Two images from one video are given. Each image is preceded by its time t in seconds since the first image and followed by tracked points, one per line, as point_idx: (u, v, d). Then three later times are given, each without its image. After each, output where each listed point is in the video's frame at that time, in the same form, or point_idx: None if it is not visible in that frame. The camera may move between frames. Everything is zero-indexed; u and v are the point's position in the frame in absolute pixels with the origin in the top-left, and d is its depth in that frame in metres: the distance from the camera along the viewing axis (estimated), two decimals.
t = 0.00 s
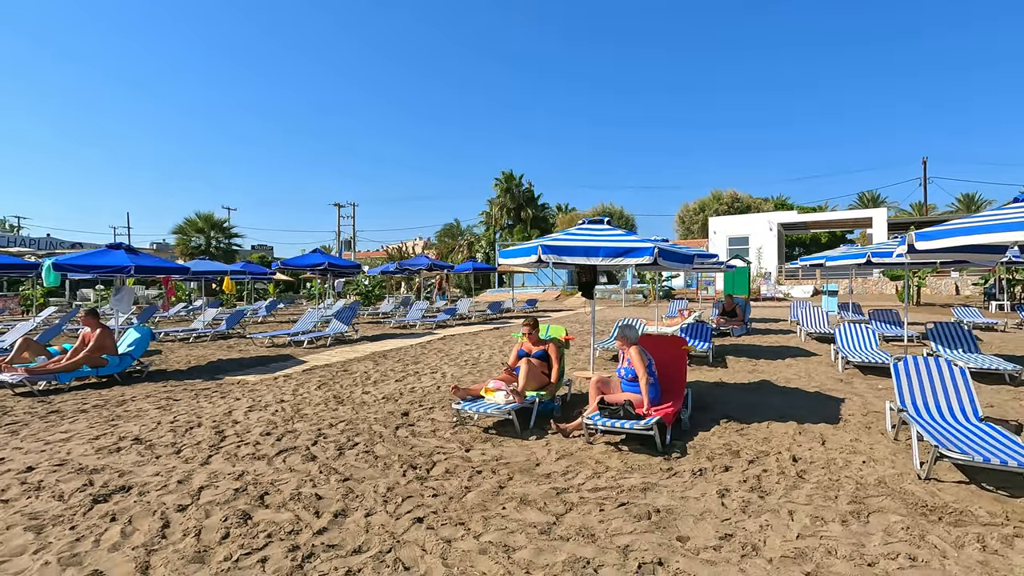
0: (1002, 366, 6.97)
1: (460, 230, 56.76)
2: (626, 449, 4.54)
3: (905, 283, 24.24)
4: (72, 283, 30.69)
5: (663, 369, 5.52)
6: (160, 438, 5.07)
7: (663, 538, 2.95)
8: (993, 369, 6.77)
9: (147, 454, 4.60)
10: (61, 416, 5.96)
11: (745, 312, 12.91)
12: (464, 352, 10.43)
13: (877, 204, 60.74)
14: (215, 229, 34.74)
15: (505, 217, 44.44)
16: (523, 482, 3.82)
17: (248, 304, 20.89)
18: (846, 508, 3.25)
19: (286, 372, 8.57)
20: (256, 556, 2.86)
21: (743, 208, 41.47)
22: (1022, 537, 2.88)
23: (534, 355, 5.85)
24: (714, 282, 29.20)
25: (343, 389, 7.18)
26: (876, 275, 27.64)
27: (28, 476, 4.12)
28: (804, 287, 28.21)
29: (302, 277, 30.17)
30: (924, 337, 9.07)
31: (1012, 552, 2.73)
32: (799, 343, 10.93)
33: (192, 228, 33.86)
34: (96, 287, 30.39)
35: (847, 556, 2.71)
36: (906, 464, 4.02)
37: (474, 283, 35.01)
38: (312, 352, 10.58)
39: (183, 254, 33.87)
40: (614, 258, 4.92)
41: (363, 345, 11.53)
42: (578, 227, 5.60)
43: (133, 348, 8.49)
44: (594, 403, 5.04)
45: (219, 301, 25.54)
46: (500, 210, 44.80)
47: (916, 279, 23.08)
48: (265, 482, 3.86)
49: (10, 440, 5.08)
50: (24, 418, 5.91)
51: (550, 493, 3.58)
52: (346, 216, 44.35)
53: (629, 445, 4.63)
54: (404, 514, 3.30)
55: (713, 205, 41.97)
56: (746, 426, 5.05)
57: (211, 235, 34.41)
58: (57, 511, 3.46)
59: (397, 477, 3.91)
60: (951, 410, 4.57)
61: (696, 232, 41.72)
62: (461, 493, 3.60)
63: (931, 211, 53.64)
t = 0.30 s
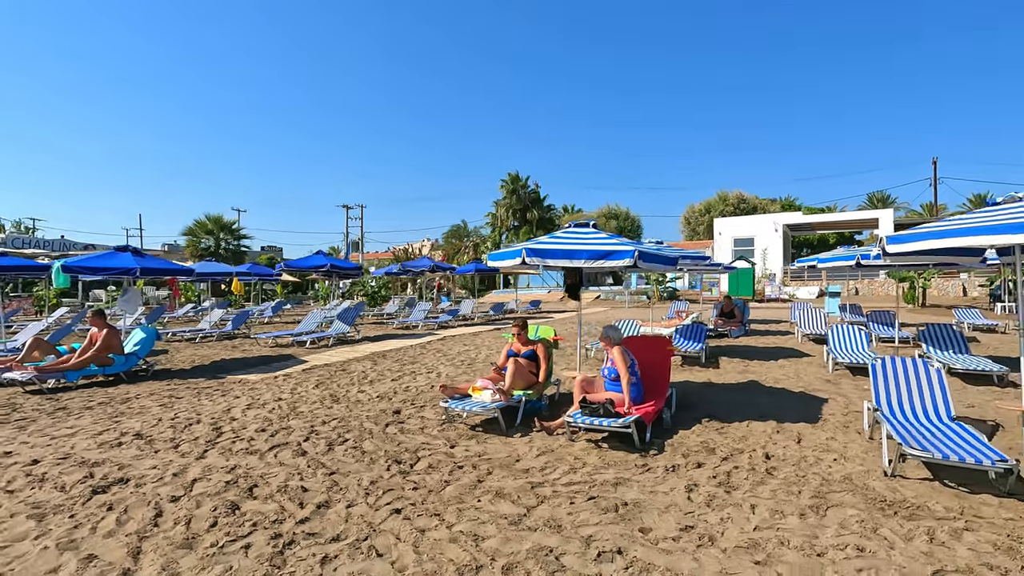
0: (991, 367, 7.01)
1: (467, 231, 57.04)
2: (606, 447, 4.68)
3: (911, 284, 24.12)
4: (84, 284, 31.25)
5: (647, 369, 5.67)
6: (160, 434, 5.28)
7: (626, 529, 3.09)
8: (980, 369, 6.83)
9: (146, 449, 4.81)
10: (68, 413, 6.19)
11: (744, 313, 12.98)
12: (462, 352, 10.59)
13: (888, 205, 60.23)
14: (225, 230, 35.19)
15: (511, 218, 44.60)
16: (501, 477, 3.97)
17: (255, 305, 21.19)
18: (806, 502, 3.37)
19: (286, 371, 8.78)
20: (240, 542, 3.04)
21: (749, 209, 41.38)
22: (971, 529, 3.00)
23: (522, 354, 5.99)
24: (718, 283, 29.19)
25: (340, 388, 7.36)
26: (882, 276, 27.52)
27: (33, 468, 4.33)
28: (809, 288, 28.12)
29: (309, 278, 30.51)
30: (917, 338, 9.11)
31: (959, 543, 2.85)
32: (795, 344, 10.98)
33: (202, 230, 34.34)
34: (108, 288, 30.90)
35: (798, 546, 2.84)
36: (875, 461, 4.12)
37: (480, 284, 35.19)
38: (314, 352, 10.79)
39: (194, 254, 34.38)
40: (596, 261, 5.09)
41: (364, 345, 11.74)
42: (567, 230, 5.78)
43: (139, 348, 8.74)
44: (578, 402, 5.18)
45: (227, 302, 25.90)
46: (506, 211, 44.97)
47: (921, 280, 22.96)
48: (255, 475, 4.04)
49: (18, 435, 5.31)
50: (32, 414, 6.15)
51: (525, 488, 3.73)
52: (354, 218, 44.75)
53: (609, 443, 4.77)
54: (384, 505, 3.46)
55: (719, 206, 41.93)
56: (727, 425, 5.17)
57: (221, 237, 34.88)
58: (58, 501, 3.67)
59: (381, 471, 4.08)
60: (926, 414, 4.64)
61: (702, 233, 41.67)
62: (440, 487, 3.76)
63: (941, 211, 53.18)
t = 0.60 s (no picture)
0: (968, 369, 7.11)
1: (465, 234, 57.17)
2: (580, 446, 4.78)
3: (904, 287, 24.22)
4: (82, 286, 31.35)
5: (624, 370, 5.81)
6: (145, 434, 5.38)
7: (587, 525, 3.19)
8: (957, 372, 6.93)
9: (130, 448, 4.91)
10: (57, 413, 6.29)
11: (733, 316, 13.07)
12: (451, 354, 10.68)
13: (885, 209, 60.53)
14: (223, 232, 35.28)
15: (509, 220, 44.63)
16: (473, 474, 4.07)
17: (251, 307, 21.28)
18: (765, 500, 3.47)
19: (276, 373, 8.87)
20: (212, 537, 3.14)
21: (746, 212, 41.49)
22: (920, 525, 3.10)
23: (504, 356, 6.08)
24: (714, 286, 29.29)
25: (327, 390, 7.46)
26: (876, 280, 27.63)
27: (18, 466, 4.43)
28: (804, 291, 28.24)
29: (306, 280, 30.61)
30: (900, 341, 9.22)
31: (906, 538, 2.95)
32: (782, 347, 11.09)
33: (200, 232, 34.43)
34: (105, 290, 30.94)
35: (750, 541, 2.94)
36: (840, 461, 4.22)
37: (477, 286, 35.26)
38: (305, 354, 10.88)
39: (191, 256, 34.48)
40: (573, 265, 5.18)
41: (355, 347, 11.83)
42: (548, 233, 5.87)
43: (130, 349, 8.84)
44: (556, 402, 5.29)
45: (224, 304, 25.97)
46: (504, 213, 45.06)
47: (915, 283, 23.08)
48: (234, 473, 4.14)
49: (6, 434, 5.41)
50: (22, 415, 6.25)
51: (495, 485, 3.83)
52: (353, 220, 44.92)
53: (584, 442, 4.87)
54: (355, 502, 3.56)
55: (717, 209, 42.06)
56: (701, 425, 5.27)
57: (219, 239, 34.96)
58: (40, 498, 3.77)
59: (357, 469, 4.18)
60: (893, 416, 4.73)
61: (699, 236, 41.83)
62: (412, 484, 3.87)
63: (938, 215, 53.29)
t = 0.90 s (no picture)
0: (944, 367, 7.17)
1: (463, 232, 57.23)
2: (550, 440, 4.86)
3: (898, 286, 24.25)
4: (80, 284, 31.48)
5: (598, 367, 5.91)
6: (125, 428, 5.47)
7: (542, 515, 3.27)
8: (932, 368, 6.99)
9: (109, 442, 4.99)
10: (41, 408, 6.38)
11: (722, 314, 13.13)
12: (439, 351, 10.77)
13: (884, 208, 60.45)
14: (220, 231, 35.37)
15: (506, 219, 44.47)
16: (439, 467, 4.15)
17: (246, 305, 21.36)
18: (718, 492, 3.55)
19: (263, 369, 8.95)
20: (175, 526, 3.22)
21: (743, 210, 41.50)
22: (864, 516, 3.17)
23: (482, 352, 6.15)
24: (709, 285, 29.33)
25: (310, 386, 7.54)
26: (871, 279, 27.67)
27: None
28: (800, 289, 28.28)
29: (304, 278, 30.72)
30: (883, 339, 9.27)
31: (848, 528, 3.02)
32: (768, 345, 11.15)
33: (198, 230, 34.54)
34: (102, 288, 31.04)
35: (696, 531, 3.02)
36: (800, 455, 4.29)
37: (474, 285, 35.34)
38: (294, 351, 10.97)
39: (189, 254, 34.57)
40: (546, 263, 5.25)
41: (345, 345, 11.91)
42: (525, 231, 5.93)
43: (119, 346, 8.93)
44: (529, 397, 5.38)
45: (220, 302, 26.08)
46: (501, 211, 45.10)
47: (909, 282, 23.11)
48: (205, 466, 4.22)
49: None
50: (7, 409, 6.34)
51: (458, 478, 3.91)
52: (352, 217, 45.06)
53: (554, 436, 4.95)
54: (320, 493, 3.64)
55: (714, 208, 42.09)
56: (672, 421, 5.34)
57: (217, 237, 35.05)
58: (13, 490, 3.85)
59: (327, 462, 4.26)
60: (858, 412, 4.82)
61: (696, 235, 41.88)
62: (378, 476, 3.95)
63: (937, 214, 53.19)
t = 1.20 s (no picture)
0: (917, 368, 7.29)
1: (459, 232, 57.31)
2: (519, 441, 4.96)
3: (889, 286, 24.39)
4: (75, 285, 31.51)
5: (572, 369, 6.04)
6: (106, 430, 5.56)
7: (498, 514, 3.38)
8: (904, 369, 7.11)
9: (88, 443, 5.09)
10: (26, 410, 6.47)
11: (709, 315, 13.24)
12: (426, 352, 10.87)
13: (880, 207, 60.63)
14: (216, 231, 35.40)
15: (503, 219, 44.54)
16: (407, 468, 4.26)
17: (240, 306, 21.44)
18: (672, 491, 3.67)
19: (249, 371, 9.05)
20: (143, 525, 3.32)
21: (738, 211, 41.65)
22: (808, 514, 3.29)
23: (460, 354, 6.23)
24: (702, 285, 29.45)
25: (293, 387, 7.64)
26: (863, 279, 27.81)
27: None
28: (792, 289, 28.41)
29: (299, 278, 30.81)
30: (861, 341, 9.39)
31: (789, 525, 3.14)
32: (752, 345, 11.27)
33: (193, 231, 34.57)
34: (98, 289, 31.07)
35: (643, 529, 3.13)
36: (760, 455, 4.41)
37: (469, 285, 35.41)
38: (282, 353, 11.06)
39: (185, 255, 34.60)
40: (517, 266, 5.36)
41: (333, 346, 12.01)
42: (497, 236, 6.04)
43: (106, 348, 9.02)
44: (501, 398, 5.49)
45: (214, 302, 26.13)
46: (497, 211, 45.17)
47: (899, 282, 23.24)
48: (179, 467, 4.33)
49: None
50: None
51: (423, 478, 4.02)
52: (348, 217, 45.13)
53: (524, 437, 5.06)
54: (287, 493, 3.75)
55: (709, 208, 42.24)
56: (642, 422, 5.45)
57: (212, 237, 35.07)
58: None
59: (298, 463, 4.37)
60: (820, 412, 4.94)
61: (691, 235, 42.02)
62: (346, 476, 4.06)
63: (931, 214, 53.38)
